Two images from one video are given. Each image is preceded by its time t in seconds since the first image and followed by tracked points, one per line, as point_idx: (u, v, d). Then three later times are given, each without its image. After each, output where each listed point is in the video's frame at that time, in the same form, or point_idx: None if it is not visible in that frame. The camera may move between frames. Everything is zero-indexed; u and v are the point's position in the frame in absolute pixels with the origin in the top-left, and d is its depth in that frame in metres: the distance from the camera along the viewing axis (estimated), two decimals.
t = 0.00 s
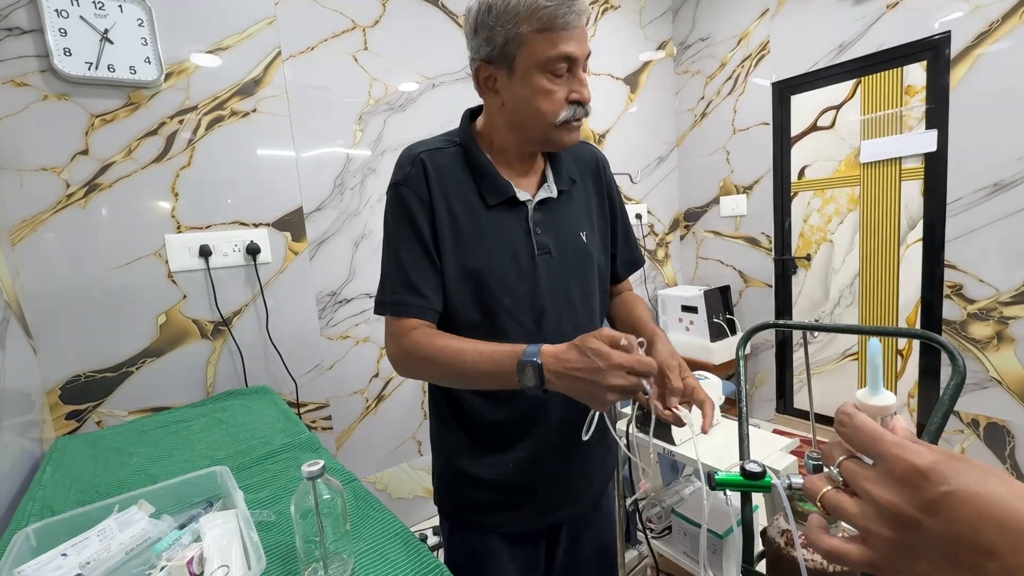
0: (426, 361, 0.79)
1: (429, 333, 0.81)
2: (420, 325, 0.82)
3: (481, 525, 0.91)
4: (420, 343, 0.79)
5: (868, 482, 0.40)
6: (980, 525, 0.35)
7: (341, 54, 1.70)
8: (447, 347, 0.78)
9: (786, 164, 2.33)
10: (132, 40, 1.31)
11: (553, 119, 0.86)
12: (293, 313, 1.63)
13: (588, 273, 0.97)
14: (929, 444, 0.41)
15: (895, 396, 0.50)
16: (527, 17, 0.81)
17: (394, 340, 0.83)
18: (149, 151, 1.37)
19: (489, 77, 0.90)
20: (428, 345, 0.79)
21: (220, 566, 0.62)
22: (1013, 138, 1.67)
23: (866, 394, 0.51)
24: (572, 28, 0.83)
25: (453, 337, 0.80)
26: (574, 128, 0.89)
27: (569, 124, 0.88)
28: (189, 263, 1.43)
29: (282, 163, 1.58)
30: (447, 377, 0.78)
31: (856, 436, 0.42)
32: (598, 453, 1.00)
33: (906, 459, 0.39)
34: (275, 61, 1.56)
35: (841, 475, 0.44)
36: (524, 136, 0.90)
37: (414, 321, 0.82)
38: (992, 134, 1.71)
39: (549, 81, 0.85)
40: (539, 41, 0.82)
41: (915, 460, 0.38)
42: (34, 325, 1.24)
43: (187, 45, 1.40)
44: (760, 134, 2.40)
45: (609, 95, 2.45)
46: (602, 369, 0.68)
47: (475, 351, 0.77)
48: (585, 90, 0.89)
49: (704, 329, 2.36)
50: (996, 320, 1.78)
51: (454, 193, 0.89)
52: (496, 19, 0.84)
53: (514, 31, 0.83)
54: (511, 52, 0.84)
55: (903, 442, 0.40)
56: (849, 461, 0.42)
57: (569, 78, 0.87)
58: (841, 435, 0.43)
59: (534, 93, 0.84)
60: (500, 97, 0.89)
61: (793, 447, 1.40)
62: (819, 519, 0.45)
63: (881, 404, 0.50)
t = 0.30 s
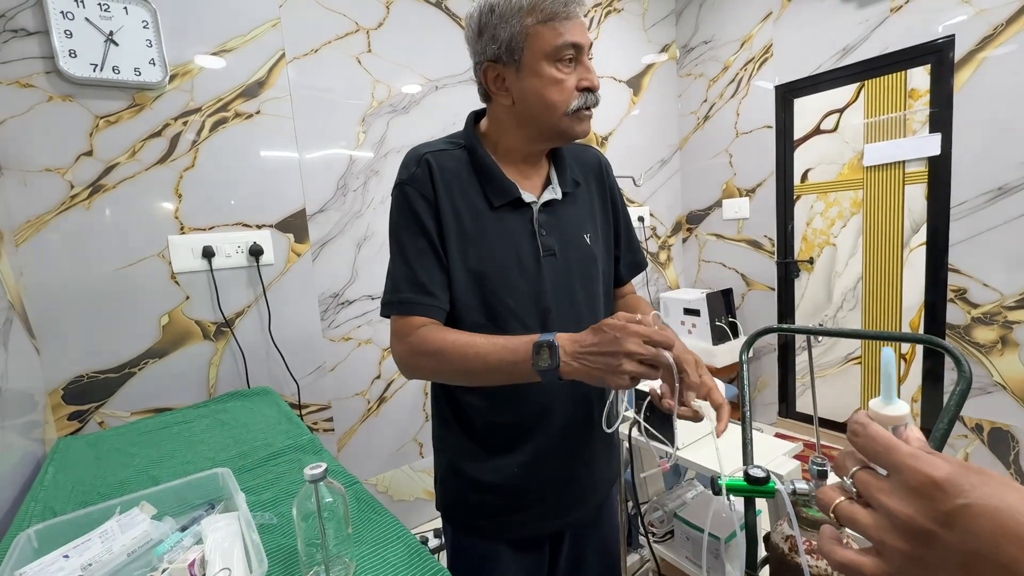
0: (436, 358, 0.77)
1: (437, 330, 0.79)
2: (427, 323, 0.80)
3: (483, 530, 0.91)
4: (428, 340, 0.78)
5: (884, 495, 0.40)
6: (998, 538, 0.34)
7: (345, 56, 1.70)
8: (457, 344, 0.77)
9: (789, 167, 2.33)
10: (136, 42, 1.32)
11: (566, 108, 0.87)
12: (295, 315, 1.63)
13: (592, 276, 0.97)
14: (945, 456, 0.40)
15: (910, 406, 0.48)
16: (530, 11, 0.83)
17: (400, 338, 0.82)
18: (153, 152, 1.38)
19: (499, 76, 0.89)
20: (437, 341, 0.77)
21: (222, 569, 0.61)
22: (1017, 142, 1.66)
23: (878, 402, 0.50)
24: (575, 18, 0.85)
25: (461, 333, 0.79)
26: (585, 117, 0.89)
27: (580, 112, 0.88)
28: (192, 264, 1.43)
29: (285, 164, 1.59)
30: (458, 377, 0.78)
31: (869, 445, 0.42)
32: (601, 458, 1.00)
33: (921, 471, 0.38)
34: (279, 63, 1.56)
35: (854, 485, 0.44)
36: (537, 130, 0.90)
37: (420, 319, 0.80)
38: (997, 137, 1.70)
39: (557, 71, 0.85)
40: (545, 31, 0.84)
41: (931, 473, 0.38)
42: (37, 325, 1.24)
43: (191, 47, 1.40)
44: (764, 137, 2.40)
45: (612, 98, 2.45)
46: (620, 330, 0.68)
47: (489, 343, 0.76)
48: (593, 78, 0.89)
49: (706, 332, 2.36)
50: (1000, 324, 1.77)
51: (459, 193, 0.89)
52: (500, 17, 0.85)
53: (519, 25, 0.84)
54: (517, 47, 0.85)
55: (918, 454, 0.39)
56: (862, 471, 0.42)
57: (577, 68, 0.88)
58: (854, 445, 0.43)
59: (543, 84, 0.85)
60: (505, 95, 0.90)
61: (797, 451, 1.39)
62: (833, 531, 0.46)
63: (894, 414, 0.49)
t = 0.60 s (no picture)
0: (438, 347, 0.72)
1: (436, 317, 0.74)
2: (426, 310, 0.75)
3: (486, 533, 0.91)
4: (431, 328, 0.72)
5: (899, 495, 0.40)
6: (1016, 542, 0.34)
7: (348, 57, 1.70)
8: (464, 337, 0.72)
9: (792, 168, 2.33)
10: (140, 43, 1.32)
11: (556, 120, 0.86)
12: (297, 316, 1.63)
13: (597, 279, 0.97)
14: (959, 457, 0.40)
15: (925, 408, 0.46)
16: (532, 18, 0.82)
17: (392, 322, 0.74)
18: (156, 153, 1.38)
19: (499, 77, 0.90)
20: (440, 331, 0.72)
21: (224, 570, 0.61)
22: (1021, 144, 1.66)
23: (894, 404, 0.47)
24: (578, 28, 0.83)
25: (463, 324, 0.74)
26: (578, 129, 0.89)
27: (573, 126, 0.87)
28: (194, 264, 1.43)
29: (288, 165, 1.59)
30: (459, 369, 0.72)
31: (884, 447, 0.41)
32: (605, 460, 1.00)
33: (939, 472, 0.38)
34: (282, 64, 1.56)
35: (868, 487, 0.44)
36: (531, 138, 0.90)
37: (421, 305, 0.75)
38: (1001, 140, 1.70)
39: (553, 82, 0.85)
40: (545, 41, 0.83)
41: (949, 474, 0.38)
42: (40, 326, 1.24)
43: (194, 47, 1.41)
44: (766, 139, 2.39)
45: (614, 99, 2.45)
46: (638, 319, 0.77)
47: (500, 343, 0.72)
48: (592, 91, 0.88)
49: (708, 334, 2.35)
50: (1004, 327, 1.76)
51: (465, 194, 0.88)
52: (503, 20, 0.85)
53: (520, 31, 0.83)
54: (517, 53, 0.85)
55: (936, 455, 0.39)
56: (877, 472, 0.42)
57: (575, 78, 0.87)
58: (868, 446, 0.42)
59: (538, 93, 0.85)
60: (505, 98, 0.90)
61: (800, 454, 1.39)
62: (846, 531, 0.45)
63: (909, 417, 0.46)
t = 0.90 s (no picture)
0: (439, 352, 0.71)
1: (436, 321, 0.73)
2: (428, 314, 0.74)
3: (489, 534, 0.91)
4: (432, 333, 0.71)
5: (903, 498, 0.40)
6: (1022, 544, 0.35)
7: (350, 57, 1.70)
8: (464, 347, 0.71)
9: (794, 169, 2.33)
10: (142, 43, 1.32)
11: (541, 133, 0.86)
12: (299, 316, 1.63)
13: (603, 280, 0.97)
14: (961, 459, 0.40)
15: (930, 412, 0.45)
16: (529, 26, 0.81)
17: (392, 321, 0.73)
18: (158, 153, 1.38)
19: (498, 77, 0.91)
20: (441, 337, 0.71)
21: (226, 570, 0.61)
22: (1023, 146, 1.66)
23: (898, 407, 0.46)
24: (575, 42, 0.81)
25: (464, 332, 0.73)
26: (564, 144, 0.88)
27: (556, 140, 0.87)
28: (196, 264, 1.43)
29: (290, 165, 1.59)
30: (459, 377, 0.71)
31: (889, 449, 0.41)
32: (607, 462, 1.00)
33: (945, 475, 0.38)
34: (284, 65, 1.56)
35: (872, 488, 0.43)
36: (519, 141, 0.91)
37: (423, 307, 0.74)
38: (1003, 141, 1.70)
39: (544, 93, 0.84)
40: (538, 52, 0.82)
41: (955, 477, 0.38)
42: (41, 326, 1.24)
43: (197, 47, 1.41)
44: (768, 139, 2.39)
45: (615, 100, 2.45)
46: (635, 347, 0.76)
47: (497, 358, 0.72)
48: (585, 108, 0.86)
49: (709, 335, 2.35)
50: (1006, 329, 1.76)
51: (472, 195, 0.88)
52: (504, 23, 0.84)
53: (516, 39, 0.83)
54: (514, 59, 0.85)
55: (941, 458, 0.39)
56: (881, 474, 0.42)
57: (568, 93, 0.85)
58: (873, 448, 0.42)
59: (528, 103, 0.85)
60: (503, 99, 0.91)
61: (802, 456, 1.39)
62: (848, 531, 0.45)
63: (914, 420, 0.45)
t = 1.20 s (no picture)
0: (436, 372, 0.76)
1: (436, 341, 0.79)
2: (428, 333, 0.80)
3: (493, 535, 0.91)
4: (427, 353, 0.77)
5: (901, 497, 0.40)
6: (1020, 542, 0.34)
7: (349, 56, 1.70)
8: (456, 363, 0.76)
9: (795, 169, 2.32)
10: (142, 43, 1.32)
11: (542, 130, 0.86)
12: (299, 316, 1.63)
13: (606, 281, 0.96)
14: (959, 459, 0.40)
15: (929, 412, 0.44)
16: (527, 23, 0.81)
17: (396, 345, 0.81)
18: (158, 153, 1.38)
19: (498, 76, 0.91)
20: (435, 356, 0.76)
21: (223, 571, 0.61)
22: None
23: (897, 407, 0.46)
24: (574, 38, 0.80)
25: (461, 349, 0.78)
26: (565, 142, 0.87)
27: (557, 138, 0.86)
28: (196, 264, 1.43)
29: (290, 165, 1.59)
30: (456, 392, 0.76)
31: (888, 448, 0.41)
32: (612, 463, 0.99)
33: (943, 474, 0.38)
34: (284, 64, 1.56)
35: (870, 488, 0.43)
36: (520, 141, 0.90)
37: (422, 329, 0.80)
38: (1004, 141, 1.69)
39: (544, 90, 0.84)
40: (536, 50, 0.81)
41: (952, 476, 0.37)
42: (41, 326, 1.24)
43: (197, 46, 1.41)
44: (769, 139, 2.39)
45: (616, 100, 2.45)
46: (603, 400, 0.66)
47: (487, 370, 0.75)
48: (585, 104, 0.86)
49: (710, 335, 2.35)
50: (1007, 329, 1.75)
51: (471, 199, 0.88)
52: (502, 20, 0.84)
53: (515, 36, 0.83)
54: (513, 57, 0.85)
55: (938, 457, 0.39)
56: (880, 474, 0.41)
57: (569, 90, 0.85)
58: (872, 448, 0.42)
59: (528, 100, 0.85)
60: (503, 98, 0.91)
61: (802, 457, 1.38)
62: (848, 531, 0.45)
63: (913, 420, 0.45)
